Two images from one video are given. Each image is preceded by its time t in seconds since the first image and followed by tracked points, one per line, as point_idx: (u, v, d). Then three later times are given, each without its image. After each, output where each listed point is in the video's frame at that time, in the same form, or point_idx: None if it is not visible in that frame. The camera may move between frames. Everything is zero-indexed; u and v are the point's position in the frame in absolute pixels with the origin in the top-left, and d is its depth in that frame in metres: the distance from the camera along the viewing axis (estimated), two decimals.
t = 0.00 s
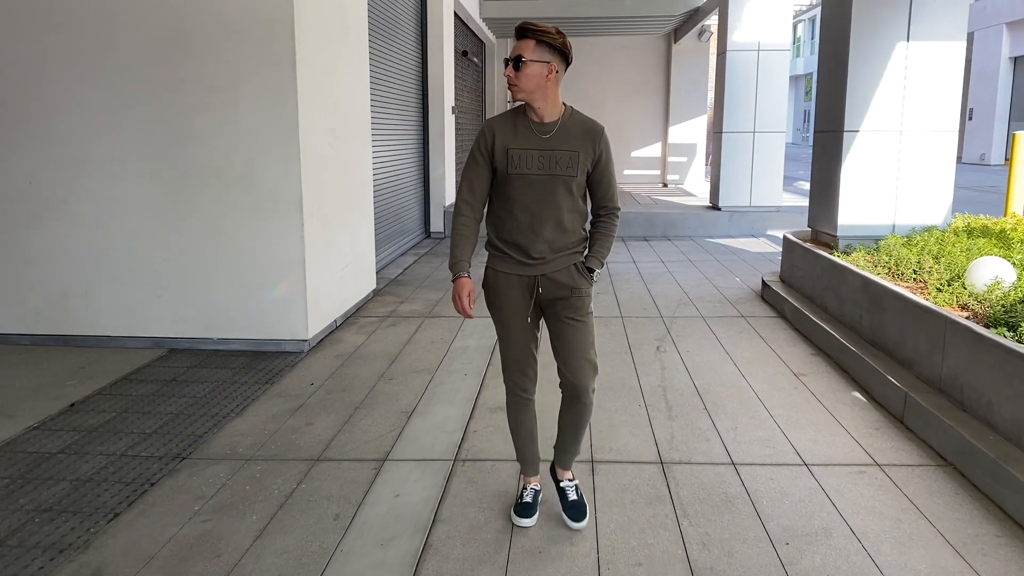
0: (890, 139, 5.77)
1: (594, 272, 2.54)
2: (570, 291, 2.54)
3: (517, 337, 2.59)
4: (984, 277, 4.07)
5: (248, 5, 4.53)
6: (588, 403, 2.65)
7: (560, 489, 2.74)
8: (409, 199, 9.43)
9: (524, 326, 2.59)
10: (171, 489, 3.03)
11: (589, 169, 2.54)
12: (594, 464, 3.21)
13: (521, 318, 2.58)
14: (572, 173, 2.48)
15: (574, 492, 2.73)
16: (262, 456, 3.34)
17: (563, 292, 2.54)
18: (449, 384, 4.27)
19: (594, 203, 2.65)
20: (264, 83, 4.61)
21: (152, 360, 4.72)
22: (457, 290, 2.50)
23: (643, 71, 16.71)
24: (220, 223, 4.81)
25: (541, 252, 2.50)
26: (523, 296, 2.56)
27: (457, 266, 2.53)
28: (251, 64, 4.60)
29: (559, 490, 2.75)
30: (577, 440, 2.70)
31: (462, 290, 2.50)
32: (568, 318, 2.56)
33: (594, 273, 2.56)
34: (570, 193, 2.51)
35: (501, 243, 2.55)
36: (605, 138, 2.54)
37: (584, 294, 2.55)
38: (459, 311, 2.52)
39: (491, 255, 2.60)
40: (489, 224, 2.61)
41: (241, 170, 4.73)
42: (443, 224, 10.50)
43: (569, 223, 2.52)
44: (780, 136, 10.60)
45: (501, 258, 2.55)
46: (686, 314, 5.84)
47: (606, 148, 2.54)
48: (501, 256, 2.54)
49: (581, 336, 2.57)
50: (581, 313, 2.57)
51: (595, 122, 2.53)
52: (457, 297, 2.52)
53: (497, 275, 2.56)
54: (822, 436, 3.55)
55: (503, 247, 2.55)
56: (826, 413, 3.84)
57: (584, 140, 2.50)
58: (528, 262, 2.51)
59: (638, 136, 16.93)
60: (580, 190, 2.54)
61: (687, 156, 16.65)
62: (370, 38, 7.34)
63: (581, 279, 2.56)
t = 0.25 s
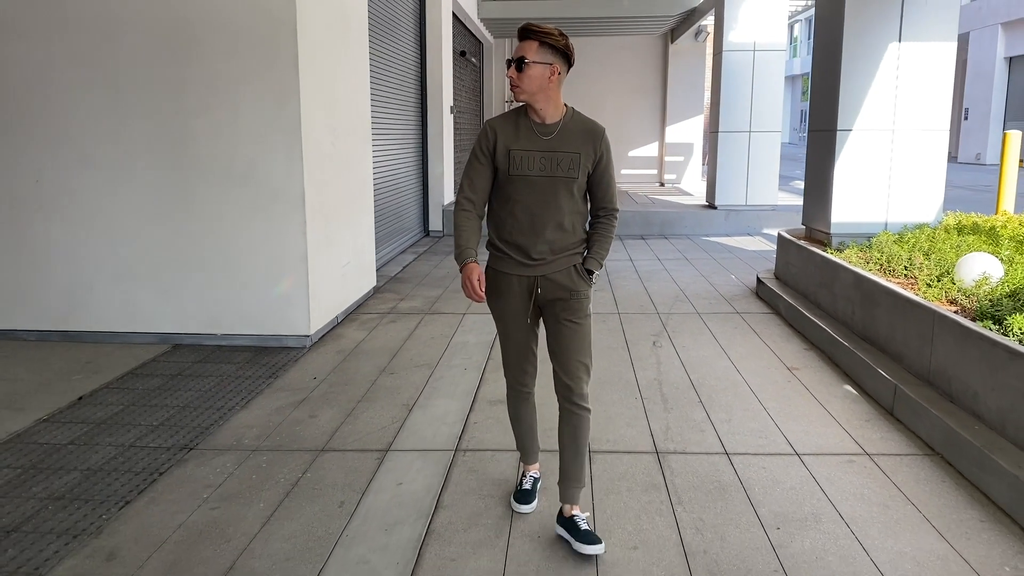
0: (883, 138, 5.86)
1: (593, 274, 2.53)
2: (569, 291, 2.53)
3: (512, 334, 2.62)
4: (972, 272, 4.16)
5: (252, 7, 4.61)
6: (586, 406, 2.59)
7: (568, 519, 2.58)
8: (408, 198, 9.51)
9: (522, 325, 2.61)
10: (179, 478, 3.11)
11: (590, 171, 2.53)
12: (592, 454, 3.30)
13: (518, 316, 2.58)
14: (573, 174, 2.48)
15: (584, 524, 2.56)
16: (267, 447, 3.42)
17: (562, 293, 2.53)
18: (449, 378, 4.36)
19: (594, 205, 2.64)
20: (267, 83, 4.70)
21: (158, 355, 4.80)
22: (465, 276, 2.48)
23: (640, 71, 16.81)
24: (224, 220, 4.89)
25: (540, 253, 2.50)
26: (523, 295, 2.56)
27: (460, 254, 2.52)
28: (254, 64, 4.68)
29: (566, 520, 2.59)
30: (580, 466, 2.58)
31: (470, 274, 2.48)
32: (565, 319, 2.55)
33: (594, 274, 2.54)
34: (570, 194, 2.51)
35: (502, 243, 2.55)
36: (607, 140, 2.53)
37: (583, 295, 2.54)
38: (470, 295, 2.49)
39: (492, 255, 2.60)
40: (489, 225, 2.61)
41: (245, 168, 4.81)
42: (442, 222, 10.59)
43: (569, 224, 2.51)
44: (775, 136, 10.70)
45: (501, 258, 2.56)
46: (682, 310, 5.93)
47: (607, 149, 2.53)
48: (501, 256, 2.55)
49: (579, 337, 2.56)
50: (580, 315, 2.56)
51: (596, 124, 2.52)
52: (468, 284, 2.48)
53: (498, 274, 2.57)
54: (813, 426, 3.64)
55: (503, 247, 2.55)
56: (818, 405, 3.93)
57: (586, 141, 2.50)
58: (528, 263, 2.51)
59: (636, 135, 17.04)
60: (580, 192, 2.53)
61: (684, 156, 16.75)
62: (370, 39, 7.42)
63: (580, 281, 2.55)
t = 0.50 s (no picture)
0: (875, 138, 5.95)
1: (595, 281, 2.56)
2: (570, 297, 2.56)
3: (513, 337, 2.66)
4: (961, 269, 4.26)
5: (255, 9, 4.69)
6: (583, 410, 2.58)
7: (564, 522, 2.54)
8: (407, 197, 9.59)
9: (523, 329, 2.64)
10: (188, 468, 3.20)
11: (593, 176, 2.56)
12: (589, 445, 3.39)
13: (519, 318, 2.61)
14: (576, 179, 2.51)
15: (579, 523, 2.54)
16: (273, 439, 3.51)
17: (564, 298, 2.56)
18: (449, 373, 4.44)
19: (596, 210, 2.67)
20: (269, 84, 4.78)
21: (163, 351, 4.88)
22: (475, 273, 2.49)
23: (637, 71, 16.91)
24: (227, 219, 4.97)
25: (543, 257, 2.52)
26: (525, 299, 2.58)
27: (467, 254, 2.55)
28: (257, 65, 4.76)
29: (561, 522, 2.55)
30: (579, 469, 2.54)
31: (479, 273, 2.49)
32: (564, 322, 2.57)
33: (596, 281, 2.58)
34: (573, 199, 2.54)
35: (504, 247, 2.58)
36: (610, 146, 2.56)
37: (584, 302, 2.56)
38: (480, 293, 2.51)
39: (495, 258, 2.63)
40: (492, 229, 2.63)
41: (248, 168, 4.89)
42: (440, 221, 10.67)
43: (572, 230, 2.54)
44: (771, 135, 10.80)
45: (503, 262, 2.59)
46: (678, 307, 6.03)
47: (610, 155, 2.56)
48: (503, 260, 2.57)
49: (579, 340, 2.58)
50: (581, 321, 2.57)
51: (599, 130, 2.54)
52: (475, 281, 2.51)
53: (501, 278, 2.60)
54: (805, 419, 3.74)
55: (506, 251, 2.57)
56: (810, 398, 4.03)
57: (589, 146, 2.52)
58: (530, 267, 2.54)
59: (633, 135, 17.15)
60: (583, 197, 2.56)
61: (681, 156, 16.86)
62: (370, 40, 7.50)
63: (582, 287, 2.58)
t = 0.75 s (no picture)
0: (868, 138, 6.05)
1: (601, 281, 2.63)
2: (575, 298, 2.61)
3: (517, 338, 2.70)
4: (950, 267, 4.35)
5: (258, 12, 4.78)
6: (584, 411, 2.58)
7: (558, 523, 2.58)
8: (406, 196, 9.67)
9: (526, 327, 2.67)
10: (195, 460, 3.29)
11: (597, 178, 2.62)
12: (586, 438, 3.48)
13: (522, 317, 2.65)
14: (581, 180, 2.56)
15: (572, 527, 2.57)
16: (278, 432, 3.59)
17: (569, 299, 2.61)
18: (449, 369, 4.53)
19: (598, 211, 2.73)
20: (272, 86, 4.87)
21: (167, 348, 4.97)
22: (476, 286, 2.54)
23: (635, 72, 17.01)
24: (231, 218, 5.06)
25: (549, 258, 2.57)
26: (530, 300, 2.63)
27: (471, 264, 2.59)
28: (261, 67, 4.85)
29: (554, 522, 2.60)
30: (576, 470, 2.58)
31: (481, 286, 2.54)
32: (566, 321, 2.62)
33: (600, 281, 2.64)
34: (578, 201, 2.59)
35: (509, 248, 2.62)
36: (613, 148, 2.62)
37: (589, 302, 2.62)
38: (480, 304, 2.56)
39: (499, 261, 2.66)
40: (497, 230, 2.67)
41: (251, 168, 4.98)
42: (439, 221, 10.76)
43: (576, 231, 2.60)
44: (766, 135, 10.90)
45: (508, 264, 2.63)
46: (674, 305, 6.12)
47: (613, 157, 2.62)
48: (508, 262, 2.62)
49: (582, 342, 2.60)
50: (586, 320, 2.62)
51: (603, 132, 2.61)
52: (478, 292, 2.55)
53: (505, 280, 2.64)
54: (796, 412, 3.83)
55: (511, 254, 2.61)
56: (802, 393, 4.12)
57: (593, 148, 2.58)
58: (536, 268, 2.58)
59: (630, 135, 17.25)
60: (587, 199, 2.62)
61: (678, 155, 16.97)
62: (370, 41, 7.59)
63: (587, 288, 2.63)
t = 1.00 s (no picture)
0: (860, 139, 6.15)
1: (604, 280, 2.60)
2: (579, 298, 2.60)
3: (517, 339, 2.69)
4: (938, 264, 4.46)
5: (261, 16, 4.87)
6: (584, 408, 2.64)
7: (554, 511, 2.66)
8: (405, 196, 9.75)
9: (528, 328, 2.67)
10: (202, 453, 3.38)
11: (601, 175, 2.57)
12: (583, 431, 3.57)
13: (524, 319, 2.65)
14: (584, 178, 2.52)
15: (568, 516, 2.65)
16: (282, 426, 3.69)
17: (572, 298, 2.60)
18: (449, 365, 4.62)
19: (603, 208, 2.69)
20: (275, 88, 4.96)
21: (171, 346, 5.06)
22: (475, 300, 2.57)
23: (632, 72, 17.11)
24: (234, 217, 5.15)
25: (552, 257, 2.55)
26: (533, 299, 2.62)
27: (471, 271, 2.59)
28: (263, 70, 4.94)
29: (550, 511, 2.68)
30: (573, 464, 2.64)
31: (480, 301, 2.56)
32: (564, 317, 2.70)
33: (605, 281, 2.61)
34: (581, 198, 2.55)
35: (513, 247, 2.60)
36: (617, 144, 2.58)
37: (593, 301, 2.60)
38: (479, 321, 2.59)
39: (501, 259, 2.66)
40: (501, 228, 2.65)
41: (253, 168, 5.07)
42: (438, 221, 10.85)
43: (580, 229, 2.56)
44: (761, 136, 11.01)
45: (512, 263, 2.62)
46: (670, 303, 6.22)
47: (618, 154, 2.57)
48: (512, 261, 2.61)
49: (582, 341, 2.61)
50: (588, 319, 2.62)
51: (607, 129, 2.56)
52: (474, 309, 2.59)
53: (507, 279, 2.63)
54: (787, 406, 3.93)
55: (515, 252, 2.60)
56: (794, 388, 4.22)
57: (597, 145, 2.54)
58: (539, 267, 2.57)
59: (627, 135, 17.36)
60: (591, 196, 2.58)
61: (675, 156, 17.08)
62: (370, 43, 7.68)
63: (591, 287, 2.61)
